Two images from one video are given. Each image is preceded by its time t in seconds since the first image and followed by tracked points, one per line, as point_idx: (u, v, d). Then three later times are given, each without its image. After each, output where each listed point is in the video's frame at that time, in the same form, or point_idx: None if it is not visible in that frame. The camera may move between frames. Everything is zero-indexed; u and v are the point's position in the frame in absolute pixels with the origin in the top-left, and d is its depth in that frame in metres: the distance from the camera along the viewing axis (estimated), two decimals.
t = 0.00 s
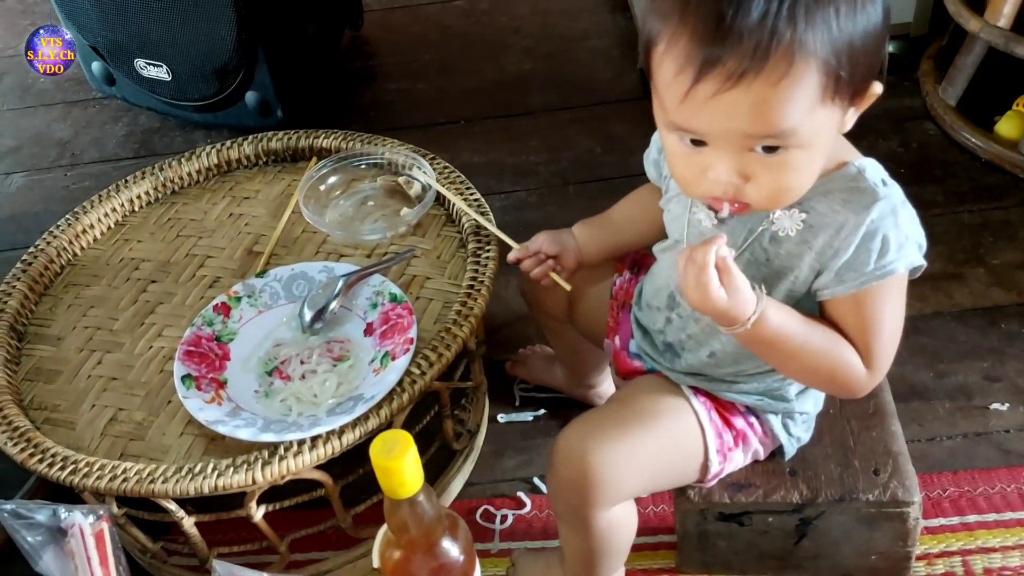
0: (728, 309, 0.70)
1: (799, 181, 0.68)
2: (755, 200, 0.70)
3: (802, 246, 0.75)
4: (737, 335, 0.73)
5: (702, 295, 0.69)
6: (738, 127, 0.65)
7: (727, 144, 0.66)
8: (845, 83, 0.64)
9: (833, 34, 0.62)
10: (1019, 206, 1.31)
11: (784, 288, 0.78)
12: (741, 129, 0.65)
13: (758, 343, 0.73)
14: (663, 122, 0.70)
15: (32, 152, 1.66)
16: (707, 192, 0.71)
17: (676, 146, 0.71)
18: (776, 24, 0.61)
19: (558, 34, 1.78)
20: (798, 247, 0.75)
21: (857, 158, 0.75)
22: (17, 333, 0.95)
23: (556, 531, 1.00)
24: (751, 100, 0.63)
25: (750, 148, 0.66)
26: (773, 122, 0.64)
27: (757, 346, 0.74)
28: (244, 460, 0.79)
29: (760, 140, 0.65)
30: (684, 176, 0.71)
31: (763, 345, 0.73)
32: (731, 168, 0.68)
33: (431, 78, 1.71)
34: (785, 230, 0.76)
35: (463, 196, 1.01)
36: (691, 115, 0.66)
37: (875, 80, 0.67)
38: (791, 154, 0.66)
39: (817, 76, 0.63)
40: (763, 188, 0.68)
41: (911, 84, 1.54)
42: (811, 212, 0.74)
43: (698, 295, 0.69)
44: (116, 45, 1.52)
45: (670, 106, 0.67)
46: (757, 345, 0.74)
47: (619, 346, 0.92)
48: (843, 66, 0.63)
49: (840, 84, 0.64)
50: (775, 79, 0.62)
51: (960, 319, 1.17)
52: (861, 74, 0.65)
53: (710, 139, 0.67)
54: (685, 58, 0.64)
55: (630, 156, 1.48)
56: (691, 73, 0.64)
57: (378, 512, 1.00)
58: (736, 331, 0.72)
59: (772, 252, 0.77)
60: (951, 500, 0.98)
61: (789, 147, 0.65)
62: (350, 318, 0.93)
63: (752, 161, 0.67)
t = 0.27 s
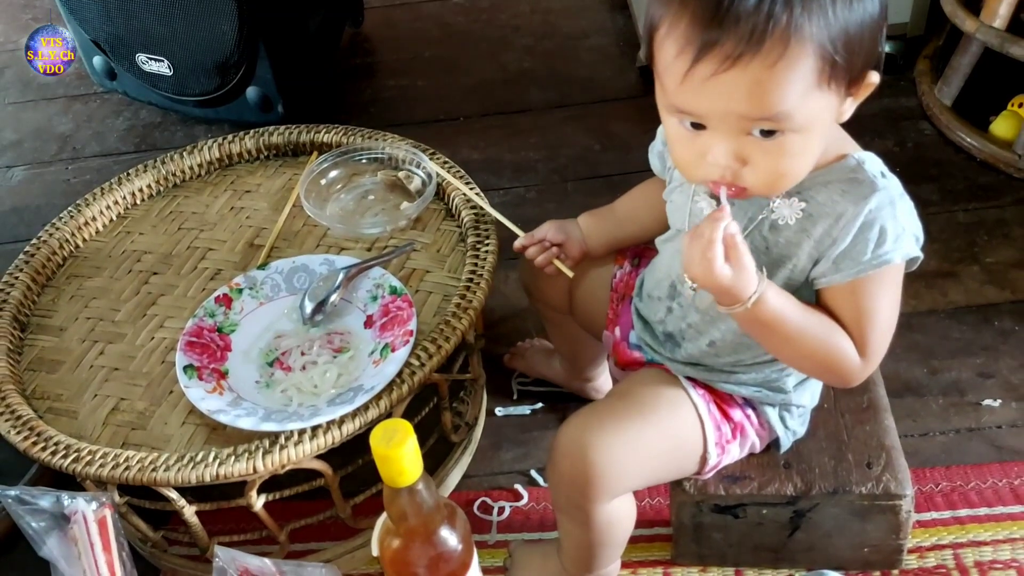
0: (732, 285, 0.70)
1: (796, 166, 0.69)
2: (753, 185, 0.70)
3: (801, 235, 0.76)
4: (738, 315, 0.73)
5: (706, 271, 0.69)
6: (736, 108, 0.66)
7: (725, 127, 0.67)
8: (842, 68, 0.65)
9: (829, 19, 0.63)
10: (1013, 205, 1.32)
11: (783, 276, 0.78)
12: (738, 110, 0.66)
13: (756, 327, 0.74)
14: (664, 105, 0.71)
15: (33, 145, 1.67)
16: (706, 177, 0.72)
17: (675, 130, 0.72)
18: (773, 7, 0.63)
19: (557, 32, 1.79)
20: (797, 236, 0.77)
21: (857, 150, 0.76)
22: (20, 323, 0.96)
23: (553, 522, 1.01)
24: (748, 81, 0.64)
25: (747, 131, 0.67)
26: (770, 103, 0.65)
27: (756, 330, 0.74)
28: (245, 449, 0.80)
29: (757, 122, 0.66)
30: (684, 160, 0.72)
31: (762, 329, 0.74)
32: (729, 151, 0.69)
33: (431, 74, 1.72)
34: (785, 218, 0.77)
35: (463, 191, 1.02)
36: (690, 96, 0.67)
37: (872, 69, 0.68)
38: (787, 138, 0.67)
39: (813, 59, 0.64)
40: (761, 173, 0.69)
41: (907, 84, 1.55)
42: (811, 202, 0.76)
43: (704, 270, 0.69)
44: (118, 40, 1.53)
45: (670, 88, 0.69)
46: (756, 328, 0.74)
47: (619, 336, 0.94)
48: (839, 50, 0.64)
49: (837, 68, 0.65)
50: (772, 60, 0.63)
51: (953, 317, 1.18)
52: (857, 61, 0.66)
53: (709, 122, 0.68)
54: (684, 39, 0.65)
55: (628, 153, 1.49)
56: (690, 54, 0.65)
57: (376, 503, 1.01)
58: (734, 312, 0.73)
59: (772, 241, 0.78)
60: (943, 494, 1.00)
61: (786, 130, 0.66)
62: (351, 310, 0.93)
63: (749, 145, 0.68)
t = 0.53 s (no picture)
0: (755, 257, 0.71)
1: (807, 155, 0.70)
2: (763, 173, 0.71)
3: (807, 229, 0.77)
4: (749, 300, 0.73)
5: (730, 243, 0.71)
6: (752, 94, 0.66)
7: (740, 113, 0.68)
8: (855, 56, 0.66)
9: (845, 6, 0.64)
10: (1015, 206, 1.33)
11: (791, 269, 0.79)
12: (753, 97, 0.66)
13: (767, 315, 0.74)
14: (677, 92, 0.71)
15: (38, 142, 1.68)
16: (719, 166, 0.72)
17: (689, 119, 0.72)
18: None
19: (561, 32, 1.79)
20: (804, 230, 0.77)
21: (862, 147, 0.77)
22: (27, 318, 0.96)
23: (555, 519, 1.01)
24: (765, 66, 0.65)
25: (761, 119, 0.68)
26: (786, 90, 0.65)
27: (766, 319, 0.74)
28: (251, 444, 0.80)
29: (772, 109, 0.67)
30: (697, 149, 0.73)
31: (772, 316, 0.74)
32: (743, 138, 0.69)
33: (435, 74, 1.73)
34: (791, 212, 0.78)
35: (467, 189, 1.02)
36: (706, 82, 0.68)
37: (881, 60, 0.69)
38: (800, 126, 0.68)
39: (829, 46, 0.65)
40: (772, 162, 0.70)
41: (910, 85, 1.55)
42: (817, 196, 0.77)
43: (728, 242, 0.71)
44: (124, 38, 1.54)
45: (686, 74, 0.69)
46: (765, 316, 0.74)
47: (621, 333, 0.94)
48: (853, 39, 0.65)
49: (850, 56, 0.66)
50: (789, 46, 0.64)
51: (955, 317, 1.19)
52: (869, 50, 0.67)
53: (724, 109, 0.68)
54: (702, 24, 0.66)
55: (631, 153, 1.50)
56: (708, 39, 0.66)
57: (380, 499, 1.01)
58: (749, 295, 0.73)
59: (778, 236, 0.79)
60: (944, 493, 1.00)
61: (799, 118, 0.67)
62: (355, 307, 0.94)
63: (762, 133, 0.68)
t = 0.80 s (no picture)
0: (757, 249, 0.71)
1: (822, 149, 0.70)
2: (777, 168, 0.72)
3: (814, 223, 0.77)
4: (755, 292, 0.74)
5: (733, 235, 0.71)
6: (767, 87, 0.67)
7: (755, 107, 0.68)
8: (870, 51, 0.67)
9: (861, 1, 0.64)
10: (1016, 203, 1.33)
11: (797, 264, 0.79)
12: (769, 90, 0.67)
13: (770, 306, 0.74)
14: (692, 85, 0.72)
15: (42, 138, 1.68)
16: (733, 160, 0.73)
17: (703, 112, 0.73)
18: None
19: (563, 29, 1.79)
20: (811, 224, 0.78)
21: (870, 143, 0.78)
22: (33, 313, 0.97)
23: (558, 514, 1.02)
24: (782, 59, 0.65)
25: (776, 112, 0.68)
26: (801, 83, 0.66)
27: (771, 311, 0.75)
28: (256, 438, 0.81)
29: (787, 103, 0.67)
30: (710, 142, 0.74)
31: (776, 308, 0.74)
32: (758, 131, 0.70)
33: (438, 71, 1.73)
34: (800, 207, 0.78)
35: (470, 186, 1.03)
36: (721, 74, 0.68)
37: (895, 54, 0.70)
38: (814, 121, 0.68)
39: (844, 40, 0.65)
40: (785, 156, 0.71)
41: (912, 83, 1.56)
42: (825, 191, 0.77)
43: (731, 234, 0.71)
44: (127, 34, 1.54)
45: (701, 68, 0.69)
46: (769, 307, 0.75)
47: (626, 328, 0.95)
48: (869, 33, 0.66)
49: (866, 51, 0.66)
50: (805, 40, 0.64)
51: (956, 314, 1.19)
52: (885, 45, 0.67)
53: (739, 102, 0.69)
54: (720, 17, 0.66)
55: (633, 150, 1.50)
56: (724, 32, 0.66)
57: (383, 494, 1.02)
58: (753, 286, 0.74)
59: (785, 230, 0.79)
60: (945, 488, 1.01)
61: (814, 113, 0.68)
62: (360, 302, 0.95)
63: (776, 127, 0.69)
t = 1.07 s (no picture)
0: (756, 237, 0.71)
1: (831, 144, 0.71)
2: (785, 163, 0.72)
3: (814, 221, 0.78)
4: (749, 284, 0.74)
5: (732, 224, 0.71)
6: (781, 76, 0.67)
7: (768, 97, 0.69)
8: (883, 45, 0.67)
9: None
10: (1017, 203, 1.33)
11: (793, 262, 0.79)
12: (783, 79, 0.67)
13: (761, 299, 0.74)
14: (704, 74, 0.72)
15: (44, 138, 1.68)
16: (742, 152, 0.73)
17: (714, 103, 0.73)
18: None
19: (564, 29, 1.79)
20: (810, 223, 0.78)
21: (873, 145, 0.79)
22: (34, 312, 0.97)
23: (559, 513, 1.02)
24: (797, 47, 0.65)
25: (788, 103, 0.68)
26: (815, 73, 0.66)
27: (763, 304, 0.74)
28: (257, 436, 0.81)
29: (800, 93, 0.67)
30: (720, 134, 0.74)
31: (769, 301, 0.74)
32: (769, 122, 0.70)
33: (439, 70, 1.73)
34: (800, 205, 0.78)
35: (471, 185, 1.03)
36: (735, 62, 0.68)
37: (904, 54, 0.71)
38: (826, 113, 0.68)
39: (860, 31, 0.65)
40: (794, 150, 0.71)
41: (914, 83, 1.56)
42: (826, 190, 0.77)
43: (730, 223, 0.71)
44: (129, 34, 1.54)
45: (715, 56, 0.70)
46: (762, 300, 0.74)
47: (627, 326, 0.95)
48: (883, 27, 0.66)
49: (879, 43, 0.67)
50: (821, 29, 0.65)
51: (957, 314, 1.19)
52: (896, 42, 0.68)
53: (751, 91, 0.69)
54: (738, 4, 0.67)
55: (634, 150, 1.50)
56: (741, 18, 0.67)
57: (384, 493, 1.02)
58: (748, 278, 0.73)
59: (784, 228, 0.79)
60: (946, 488, 1.01)
61: (825, 105, 0.68)
62: (361, 301, 0.95)
63: (787, 119, 0.69)
